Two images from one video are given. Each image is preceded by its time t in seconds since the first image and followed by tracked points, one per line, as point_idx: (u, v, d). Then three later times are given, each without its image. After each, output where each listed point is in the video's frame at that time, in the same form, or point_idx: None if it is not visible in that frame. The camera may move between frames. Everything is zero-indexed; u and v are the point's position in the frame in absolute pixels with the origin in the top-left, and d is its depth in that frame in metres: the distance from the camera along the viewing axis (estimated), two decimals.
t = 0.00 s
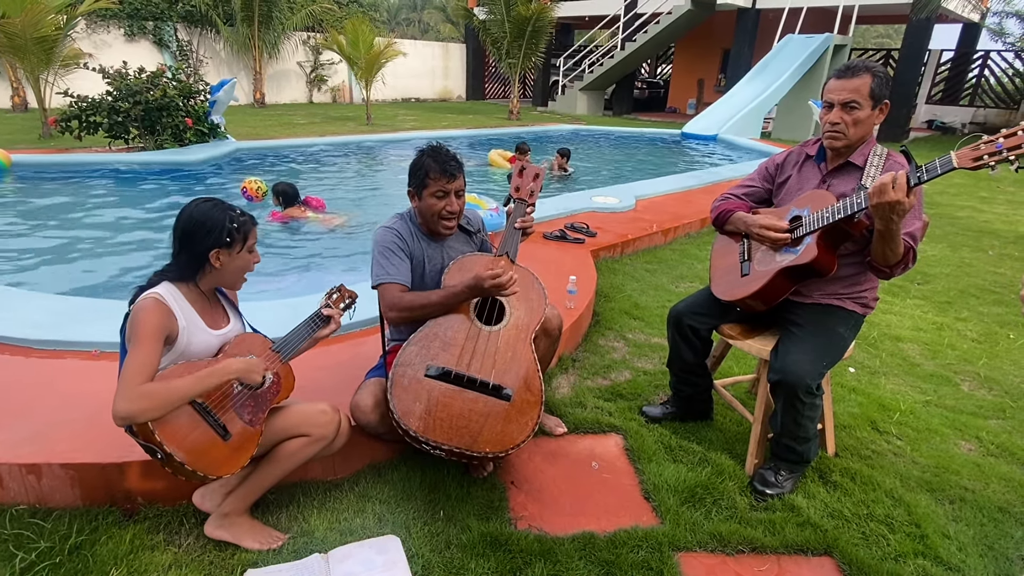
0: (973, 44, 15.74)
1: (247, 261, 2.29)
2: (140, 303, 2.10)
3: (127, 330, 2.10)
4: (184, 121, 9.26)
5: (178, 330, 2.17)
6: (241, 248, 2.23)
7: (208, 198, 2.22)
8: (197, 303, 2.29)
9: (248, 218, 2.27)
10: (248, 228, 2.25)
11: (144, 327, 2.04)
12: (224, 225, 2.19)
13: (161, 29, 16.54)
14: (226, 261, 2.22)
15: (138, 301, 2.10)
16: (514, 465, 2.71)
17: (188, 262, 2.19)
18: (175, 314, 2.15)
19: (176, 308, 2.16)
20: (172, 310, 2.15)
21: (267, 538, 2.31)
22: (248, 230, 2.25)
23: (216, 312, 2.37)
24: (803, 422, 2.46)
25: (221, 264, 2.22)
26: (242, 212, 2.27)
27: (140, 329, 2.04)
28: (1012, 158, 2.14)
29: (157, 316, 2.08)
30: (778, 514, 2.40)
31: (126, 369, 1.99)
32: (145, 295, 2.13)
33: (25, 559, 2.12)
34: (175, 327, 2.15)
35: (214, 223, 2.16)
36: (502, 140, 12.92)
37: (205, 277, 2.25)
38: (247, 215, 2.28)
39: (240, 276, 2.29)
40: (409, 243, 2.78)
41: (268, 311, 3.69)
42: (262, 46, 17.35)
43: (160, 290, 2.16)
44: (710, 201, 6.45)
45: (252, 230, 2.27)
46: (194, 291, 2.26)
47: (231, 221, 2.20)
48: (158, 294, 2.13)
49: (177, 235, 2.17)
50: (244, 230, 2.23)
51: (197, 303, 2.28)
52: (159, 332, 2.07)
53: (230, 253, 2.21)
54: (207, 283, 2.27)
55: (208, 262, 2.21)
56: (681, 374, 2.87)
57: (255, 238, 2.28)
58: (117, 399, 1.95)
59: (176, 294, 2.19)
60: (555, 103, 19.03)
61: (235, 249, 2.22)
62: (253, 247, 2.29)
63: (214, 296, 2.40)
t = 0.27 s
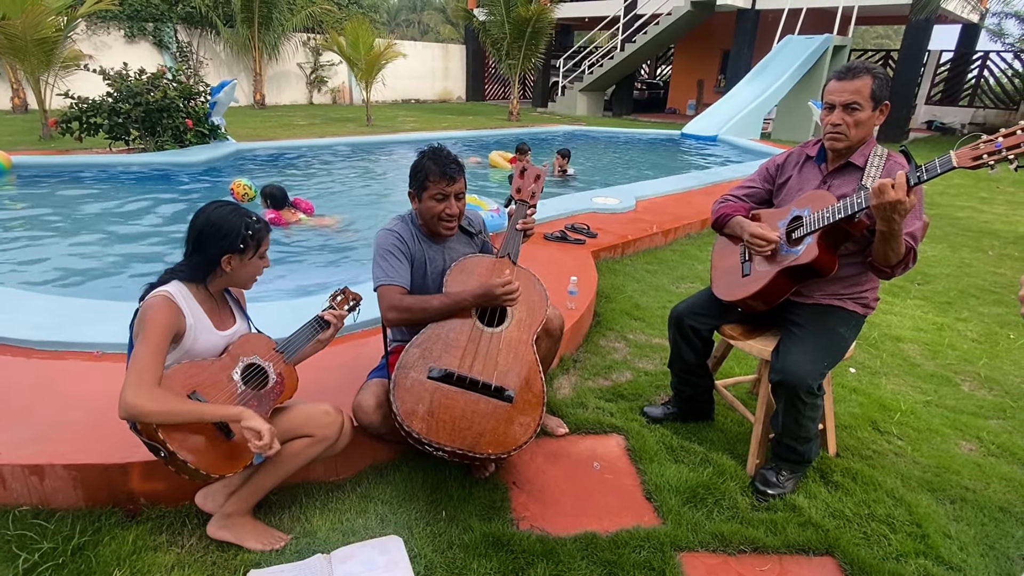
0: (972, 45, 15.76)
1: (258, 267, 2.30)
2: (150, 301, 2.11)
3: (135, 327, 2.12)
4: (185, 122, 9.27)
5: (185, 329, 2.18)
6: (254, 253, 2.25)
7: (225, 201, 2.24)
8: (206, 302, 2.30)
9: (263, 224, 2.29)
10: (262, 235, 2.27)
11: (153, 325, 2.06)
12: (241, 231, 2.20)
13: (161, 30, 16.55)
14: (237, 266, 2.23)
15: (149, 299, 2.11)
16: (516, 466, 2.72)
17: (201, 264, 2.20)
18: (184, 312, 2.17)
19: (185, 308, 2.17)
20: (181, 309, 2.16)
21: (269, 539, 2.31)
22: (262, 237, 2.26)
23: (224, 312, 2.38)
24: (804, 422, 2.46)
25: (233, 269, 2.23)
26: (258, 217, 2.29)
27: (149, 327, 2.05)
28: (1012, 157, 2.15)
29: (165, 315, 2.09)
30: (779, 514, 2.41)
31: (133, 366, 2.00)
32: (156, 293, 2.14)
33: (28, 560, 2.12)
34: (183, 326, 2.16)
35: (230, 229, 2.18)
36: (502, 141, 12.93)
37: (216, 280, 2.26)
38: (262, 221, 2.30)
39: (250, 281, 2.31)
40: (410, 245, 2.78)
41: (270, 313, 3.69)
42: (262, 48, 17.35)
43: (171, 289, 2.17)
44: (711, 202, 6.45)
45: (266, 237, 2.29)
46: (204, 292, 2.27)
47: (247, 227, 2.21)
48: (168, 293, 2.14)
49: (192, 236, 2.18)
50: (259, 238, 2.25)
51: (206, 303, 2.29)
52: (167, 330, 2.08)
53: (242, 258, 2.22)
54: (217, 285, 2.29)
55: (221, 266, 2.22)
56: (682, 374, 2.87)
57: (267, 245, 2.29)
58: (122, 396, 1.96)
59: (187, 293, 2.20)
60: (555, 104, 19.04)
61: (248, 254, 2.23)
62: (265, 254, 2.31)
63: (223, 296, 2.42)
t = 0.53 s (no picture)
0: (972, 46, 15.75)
1: (261, 269, 2.30)
2: (155, 301, 2.12)
3: (138, 327, 2.12)
4: (185, 123, 9.28)
5: (189, 329, 2.18)
6: (259, 255, 2.25)
7: (231, 202, 2.24)
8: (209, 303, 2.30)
9: (269, 226, 2.29)
10: (268, 237, 2.27)
11: (157, 324, 2.06)
12: (247, 233, 2.20)
13: (161, 32, 16.57)
14: (241, 267, 2.24)
15: (153, 299, 2.12)
16: (515, 466, 2.72)
17: (205, 265, 2.20)
18: (187, 312, 2.17)
19: (188, 308, 2.18)
20: (185, 310, 2.17)
21: (269, 540, 2.31)
22: (267, 240, 2.26)
23: (228, 313, 2.38)
24: (804, 422, 2.46)
25: (237, 270, 2.24)
26: (263, 219, 2.30)
27: (153, 327, 2.06)
28: (1012, 159, 2.15)
29: (169, 315, 2.10)
30: (779, 514, 2.41)
31: (135, 365, 2.01)
32: (161, 292, 2.15)
33: (28, 561, 2.12)
34: (187, 327, 2.16)
35: (236, 231, 2.18)
36: (502, 142, 12.94)
37: (220, 281, 2.26)
38: (267, 223, 2.30)
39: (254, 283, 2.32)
40: (410, 245, 2.78)
41: (270, 313, 3.69)
42: (263, 49, 17.36)
43: (175, 289, 2.17)
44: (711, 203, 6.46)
45: (271, 239, 2.29)
46: (209, 293, 2.27)
47: (252, 229, 2.21)
48: (173, 292, 2.15)
49: (198, 237, 2.18)
50: (263, 240, 2.25)
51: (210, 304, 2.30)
52: (170, 330, 2.09)
53: (245, 260, 2.22)
54: (221, 286, 2.29)
55: (225, 266, 2.22)
56: (682, 375, 2.87)
57: (271, 248, 2.29)
58: (123, 396, 1.96)
59: (190, 293, 2.20)
60: (555, 105, 19.06)
61: (253, 256, 2.23)
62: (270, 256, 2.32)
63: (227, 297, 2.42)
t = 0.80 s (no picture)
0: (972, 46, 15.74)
1: (261, 272, 2.30)
2: (159, 300, 2.12)
3: (142, 326, 2.12)
4: (186, 124, 9.30)
5: (192, 329, 2.19)
6: (258, 257, 2.24)
7: (234, 203, 2.24)
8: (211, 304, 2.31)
9: (270, 228, 2.28)
10: (267, 239, 2.26)
11: (161, 323, 2.07)
12: (246, 234, 2.20)
13: (161, 33, 16.60)
14: (240, 268, 2.23)
15: (157, 298, 2.12)
16: (515, 467, 2.72)
17: (205, 265, 2.20)
18: (190, 312, 2.17)
19: (191, 308, 2.18)
20: (188, 310, 2.17)
21: (270, 540, 2.32)
22: (267, 242, 2.25)
23: (229, 314, 2.39)
24: (804, 423, 2.47)
25: (236, 271, 2.23)
26: (266, 221, 2.29)
27: (157, 326, 2.06)
28: (1015, 166, 2.15)
29: (173, 314, 2.10)
30: (779, 515, 2.41)
31: (140, 364, 2.01)
32: (164, 291, 2.16)
33: (29, 562, 2.13)
34: (190, 326, 2.17)
35: (235, 231, 2.18)
36: (502, 143, 12.94)
37: (220, 281, 2.26)
38: (269, 225, 2.30)
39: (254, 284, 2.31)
40: (411, 246, 2.79)
41: (270, 314, 3.69)
42: (263, 50, 17.39)
43: (178, 288, 2.17)
44: (711, 203, 6.46)
45: (271, 241, 2.28)
46: (210, 293, 2.27)
47: (252, 231, 2.21)
48: (176, 292, 2.15)
49: (199, 237, 2.19)
50: (263, 242, 2.24)
51: (211, 304, 2.30)
52: (175, 330, 2.09)
53: (245, 261, 2.21)
54: (222, 287, 2.29)
55: (224, 267, 2.22)
56: (681, 375, 2.87)
57: (271, 250, 2.28)
58: (128, 394, 1.96)
59: (193, 293, 2.21)
60: (556, 106, 19.06)
61: (252, 258, 2.22)
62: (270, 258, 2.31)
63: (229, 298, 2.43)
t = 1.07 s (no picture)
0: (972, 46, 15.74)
1: (254, 268, 2.27)
2: (159, 302, 2.13)
3: (143, 329, 2.13)
4: (187, 125, 9.31)
5: (193, 331, 2.19)
6: (246, 253, 2.22)
7: (222, 202, 2.23)
8: (211, 305, 2.31)
9: (257, 222, 2.25)
10: (254, 234, 2.23)
11: (162, 325, 2.07)
12: (232, 231, 2.18)
13: (162, 34, 16.61)
14: (230, 266, 2.21)
15: (157, 301, 2.13)
16: (516, 467, 2.73)
17: (196, 265, 2.20)
18: (190, 314, 2.18)
19: (191, 310, 2.18)
20: (188, 312, 2.17)
21: (271, 541, 2.32)
22: (254, 236, 2.22)
23: (230, 315, 2.40)
24: (805, 424, 2.47)
25: (227, 269, 2.22)
26: (255, 216, 2.27)
27: (158, 328, 2.07)
28: (1018, 171, 2.14)
29: (174, 316, 2.11)
30: (780, 515, 2.41)
31: (141, 366, 2.01)
32: (164, 294, 2.17)
33: (31, 563, 2.14)
34: (191, 328, 2.17)
35: (221, 228, 2.16)
36: (503, 144, 12.93)
37: (216, 281, 2.26)
38: (259, 220, 2.27)
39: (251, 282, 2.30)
40: (413, 247, 2.79)
41: (271, 315, 3.70)
42: (263, 51, 17.39)
43: (178, 291, 2.18)
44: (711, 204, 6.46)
45: (261, 237, 2.25)
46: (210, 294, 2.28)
47: (238, 227, 2.18)
48: (176, 295, 2.16)
49: (188, 237, 2.19)
50: (250, 238, 2.21)
51: (211, 305, 2.31)
52: (176, 331, 2.10)
53: (233, 258, 2.19)
54: (218, 287, 2.29)
55: (214, 266, 2.21)
56: (682, 376, 2.87)
57: (260, 245, 2.25)
58: (130, 396, 1.96)
59: (191, 295, 2.21)
60: (556, 107, 19.05)
61: (240, 254, 2.20)
62: (263, 254, 2.28)
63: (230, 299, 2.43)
